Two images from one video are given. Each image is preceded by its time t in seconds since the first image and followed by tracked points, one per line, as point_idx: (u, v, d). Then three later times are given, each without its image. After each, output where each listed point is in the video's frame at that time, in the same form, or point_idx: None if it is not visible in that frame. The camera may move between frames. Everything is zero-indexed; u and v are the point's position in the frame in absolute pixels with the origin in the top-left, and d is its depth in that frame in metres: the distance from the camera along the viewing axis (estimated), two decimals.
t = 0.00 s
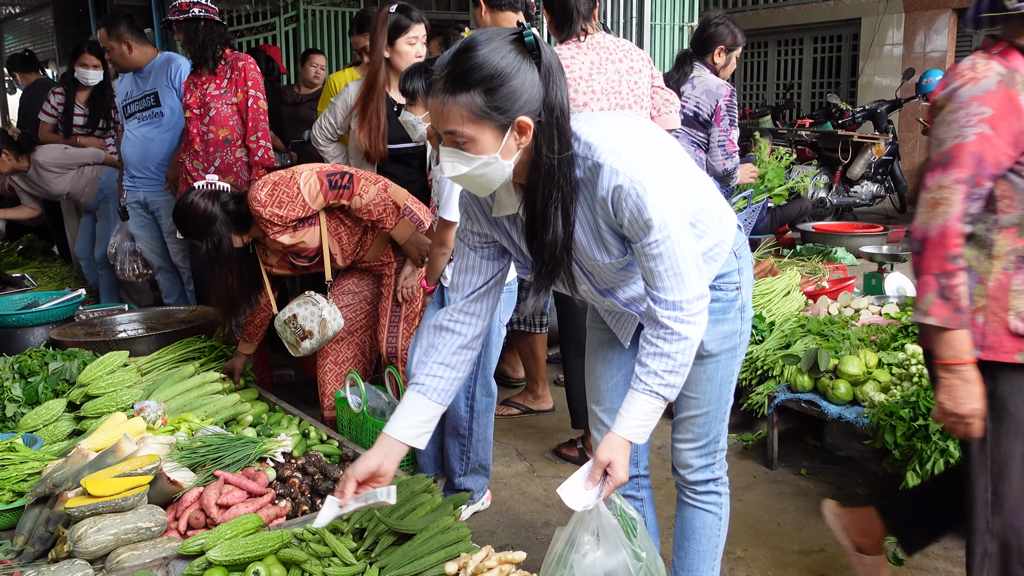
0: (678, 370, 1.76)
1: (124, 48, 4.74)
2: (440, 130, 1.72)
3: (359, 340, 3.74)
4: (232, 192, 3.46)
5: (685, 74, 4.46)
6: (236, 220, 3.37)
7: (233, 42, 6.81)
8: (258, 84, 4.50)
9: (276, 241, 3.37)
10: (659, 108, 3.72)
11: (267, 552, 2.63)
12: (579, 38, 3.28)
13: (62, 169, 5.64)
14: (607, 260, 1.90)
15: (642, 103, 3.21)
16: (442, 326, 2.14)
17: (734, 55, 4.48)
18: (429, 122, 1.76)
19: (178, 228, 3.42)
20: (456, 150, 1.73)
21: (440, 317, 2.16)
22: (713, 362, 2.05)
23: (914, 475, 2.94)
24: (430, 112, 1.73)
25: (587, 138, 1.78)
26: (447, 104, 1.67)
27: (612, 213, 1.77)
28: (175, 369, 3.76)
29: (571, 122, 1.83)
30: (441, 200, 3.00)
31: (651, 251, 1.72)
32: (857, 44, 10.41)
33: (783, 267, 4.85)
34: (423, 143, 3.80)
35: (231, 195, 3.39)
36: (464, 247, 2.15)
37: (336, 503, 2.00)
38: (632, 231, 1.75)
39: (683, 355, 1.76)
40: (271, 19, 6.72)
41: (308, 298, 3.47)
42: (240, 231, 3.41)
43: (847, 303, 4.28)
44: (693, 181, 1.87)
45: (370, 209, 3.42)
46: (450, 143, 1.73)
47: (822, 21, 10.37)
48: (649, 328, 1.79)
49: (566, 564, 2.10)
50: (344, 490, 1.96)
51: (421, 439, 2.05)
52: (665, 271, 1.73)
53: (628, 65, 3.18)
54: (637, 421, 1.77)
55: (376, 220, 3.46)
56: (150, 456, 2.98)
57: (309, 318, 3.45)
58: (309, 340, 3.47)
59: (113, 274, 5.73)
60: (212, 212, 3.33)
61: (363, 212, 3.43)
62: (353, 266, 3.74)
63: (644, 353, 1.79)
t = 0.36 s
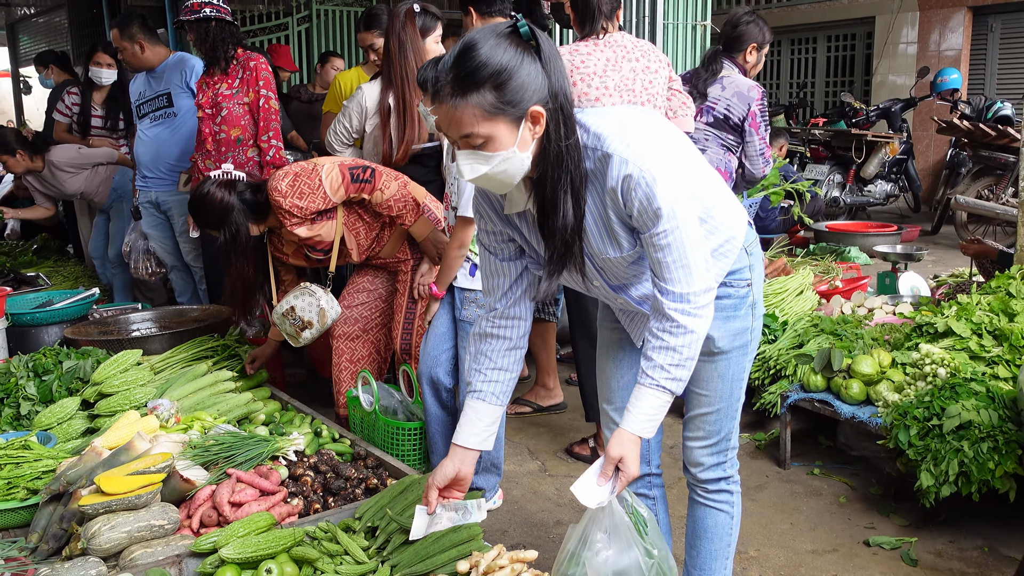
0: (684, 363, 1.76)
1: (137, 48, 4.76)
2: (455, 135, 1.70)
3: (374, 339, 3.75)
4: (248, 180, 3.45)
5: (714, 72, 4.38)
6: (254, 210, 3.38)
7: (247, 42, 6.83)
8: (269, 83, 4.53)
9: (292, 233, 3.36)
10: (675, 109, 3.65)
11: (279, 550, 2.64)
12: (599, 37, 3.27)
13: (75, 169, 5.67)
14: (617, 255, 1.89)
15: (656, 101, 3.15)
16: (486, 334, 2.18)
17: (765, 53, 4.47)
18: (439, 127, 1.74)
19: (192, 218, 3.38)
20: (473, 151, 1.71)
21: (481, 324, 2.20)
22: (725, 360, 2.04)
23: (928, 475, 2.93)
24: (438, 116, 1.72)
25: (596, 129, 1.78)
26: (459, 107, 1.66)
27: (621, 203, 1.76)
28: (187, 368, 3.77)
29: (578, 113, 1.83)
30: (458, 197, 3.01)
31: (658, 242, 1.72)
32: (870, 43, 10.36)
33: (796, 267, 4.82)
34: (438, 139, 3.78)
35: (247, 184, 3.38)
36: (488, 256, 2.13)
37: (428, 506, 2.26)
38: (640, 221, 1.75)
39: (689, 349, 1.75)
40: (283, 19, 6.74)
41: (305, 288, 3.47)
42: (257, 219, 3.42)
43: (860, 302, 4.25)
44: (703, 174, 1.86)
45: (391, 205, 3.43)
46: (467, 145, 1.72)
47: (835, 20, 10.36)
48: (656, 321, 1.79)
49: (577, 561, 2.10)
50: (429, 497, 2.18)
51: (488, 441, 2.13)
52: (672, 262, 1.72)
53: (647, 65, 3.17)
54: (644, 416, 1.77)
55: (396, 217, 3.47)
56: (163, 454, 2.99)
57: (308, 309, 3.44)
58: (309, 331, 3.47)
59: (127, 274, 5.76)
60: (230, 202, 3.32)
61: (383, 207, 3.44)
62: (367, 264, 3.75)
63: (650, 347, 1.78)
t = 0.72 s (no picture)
0: (698, 356, 1.76)
1: (146, 44, 4.79)
2: (479, 140, 1.70)
3: (384, 332, 3.74)
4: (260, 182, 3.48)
5: (733, 67, 4.34)
6: (264, 210, 3.40)
7: (254, 38, 6.79)
8: (276, 78, 4.53)
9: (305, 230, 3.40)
10: (687, 104, 3.65)
11: (287, 542, 2.66)
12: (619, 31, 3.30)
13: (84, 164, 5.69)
14: (634, 247, 1.89)
15: (668, 95, 3.24)
16: (495, 325, 2.18)
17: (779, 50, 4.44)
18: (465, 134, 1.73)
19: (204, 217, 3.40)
20: (500, 151, 1.71)
21: (492, 314, 2.19)
22: (736, 354, 2.03)
23: (936, 468, 2.90)
24: (461, 124, 1.70)
25: (613, 122, 1.77)
26: (480, 113, 1.64)
27: (639, 196, 1.76)
28: (196, 362, 3.78)
29: (594, 107, 1.82)
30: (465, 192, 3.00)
31: (675, 234, 1.72)
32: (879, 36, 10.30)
33: (804, 260, 4.80)
34: (440, 135, 3.79)
35: (258, 185, 3.41)
36: (503, 247, 2.12)
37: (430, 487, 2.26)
38: (657, 214, 1.74)
39: (703, 342, 1.75)
40: (291, 14, 6.77)
41: (337, 287, 3.56)
42: (268, 219, 3.45)
43: (868, 296, 4.23)
44: (719, 168, 1.85)
45: (400, 199, 3.45)
46: (493, 147, 1.72)
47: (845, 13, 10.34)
48: (670, 313, 1.79)
49: (585, 552, 2.10)
50: (433, 481, 2.20)
51: (495, 429, 2.15)
52: (688, 254, 1.72)
53: (659, 59, 3.23)
54: (659, 408, 1.77)
55: (405, 212, 3.48)
56: (171, 447, 3.00)
57: (342, 307, 3.53)
58: (342, 328, 3.56)
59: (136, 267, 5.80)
60: (240, 202, 3.33)
61: (393, 202, 3.46)
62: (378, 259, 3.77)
63: (664, 339, 1.78)
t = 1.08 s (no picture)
0: (708, 352, 1.76)
1: (148, 36, 4.78)
2: (480, 138, 1.68)
3: (386, 326, 3.76)
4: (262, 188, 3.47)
5: (726, 55, 4.32)
6: (264, 215, 3.40)
7: (257, 31, 6.87)
8: (278, 73, 4.53)
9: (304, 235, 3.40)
10: (675, 95, 3.68)
11: (290, 535, 2.67)
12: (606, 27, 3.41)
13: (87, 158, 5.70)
14: (644, 247, 1.89)
15: (648, 84, 3.30)
16: (470, 322, 2.13)
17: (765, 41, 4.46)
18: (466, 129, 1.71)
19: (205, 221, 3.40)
20: (498, 152, 1.69)
21: (469, 311, 2.15)
22: (745, 348, 2.03)
23: (938, 461, 2.90)
24: (464, 118, 1.68)
25: (619, 126, 1.76)
26: (482, 111, 1.63)
27: (646, 199, 1.75)
28: (199, 356, 3.78)
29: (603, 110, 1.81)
30: (464, 181, 3.02)
31: (683, 235, 1.71)
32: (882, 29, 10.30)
33: (807, 253, 4.80)
34: (450, 130, 3.80)
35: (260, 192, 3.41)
36: (499, 245, 2.12)
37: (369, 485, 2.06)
38: (663, 217, 1.74)
39: (714, 339, 1.75)
40: (294, 7, 6.77)
41: (333, 292, 3.49)
42: (268, 227, 3.45)
43: (871, 289, 4.22)
44: (722, 167, 1.86)
45: (397, 200, 3.43)
46: (491, 147, 1.70)
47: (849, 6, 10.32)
48: (681, 310, 1.79)
49: (588, 544, 2.11)
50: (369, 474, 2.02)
51: (446, 428, 2.06)
52: (696, 255, 1.72)
53: (641, 51, 3.31)
54: (667, 403, 1.76)
55: (404, 212, 3.47)
56: (174, 440, 3.01)
57: (337, 313, 3.46)
58: (337, 334, 3.49)
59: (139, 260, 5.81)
60: (242, 209, 3.33)
61: (388, 203, 3.44)
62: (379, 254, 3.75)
63: (675, 334, 1.78)
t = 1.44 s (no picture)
0: (724, 358, 1.77)
1: (148, 29, 4.76)
2: (470, 209, 1.67)
3: (385, 318, 3.73)
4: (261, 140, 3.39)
5: (717, 52, 4.33)
6: (263, 171, 3.30)
7: (258, 25, 6.86)
8: (280, 66, 4.53)
9: (299, 199, 3.25)
10: (645, 85, 3.72)
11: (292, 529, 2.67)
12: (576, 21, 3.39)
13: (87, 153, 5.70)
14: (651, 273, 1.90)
15: (622, 77, 3.35)
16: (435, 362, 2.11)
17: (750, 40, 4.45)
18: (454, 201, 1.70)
19: (199, 170, 3.37)
20: (488, 222, 1.68)
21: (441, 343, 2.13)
22: (753, 341, 2.04)
23: (938, 455, 2.91)
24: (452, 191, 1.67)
25: (604, 178, 1.75)
26: (472, 184, 1.62)
27: (645, 237, 1.75)
28: (200, 350, 3.78)
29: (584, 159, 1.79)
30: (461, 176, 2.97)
31: (690, 264, 1.72)
32: (883, 23, 10.28)
33: (807, 248, 4.79)
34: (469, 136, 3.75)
35: (259, 145, 3.31)
36: (488, 291, 2.11)
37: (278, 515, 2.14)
38: (669, 250, 1.74)
39: (731, 343, 1.76)
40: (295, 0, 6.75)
41: (308, 257, 3.40)
42: (265, 180, 3.33)
43: (872, 284, 4.22)
44: (713, 182, 1.84)
45: (400, 181, 3.36)
46: (482, 217, 1.69)
47: None
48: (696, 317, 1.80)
49: (589, 540, 2.12)
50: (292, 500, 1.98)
51: (385, 465, 2.00)
52: (707, 277, 1.72)
53: (609, 46, 3.33)
54: (680, 405, 1.77)
55: (404, 194, 3.40)
56: (176, 434, 3.02)
57: (310, 277, 3.38)
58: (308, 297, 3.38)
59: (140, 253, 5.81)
60: (240, 159, 3.25)
61: (392, 182, 3.36)
62: (372, 242, 3.73)
63: (692, 338, 1.79)
